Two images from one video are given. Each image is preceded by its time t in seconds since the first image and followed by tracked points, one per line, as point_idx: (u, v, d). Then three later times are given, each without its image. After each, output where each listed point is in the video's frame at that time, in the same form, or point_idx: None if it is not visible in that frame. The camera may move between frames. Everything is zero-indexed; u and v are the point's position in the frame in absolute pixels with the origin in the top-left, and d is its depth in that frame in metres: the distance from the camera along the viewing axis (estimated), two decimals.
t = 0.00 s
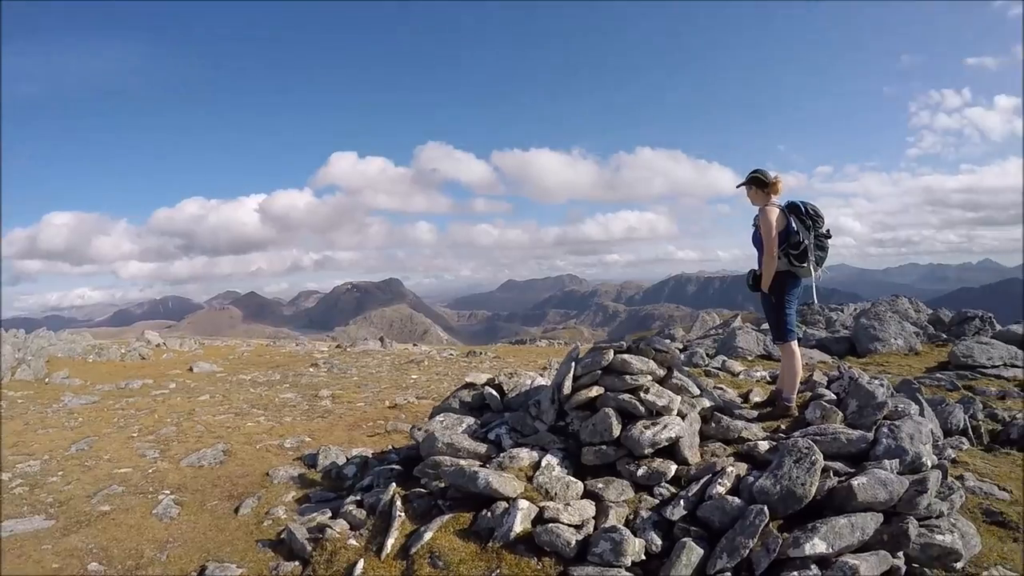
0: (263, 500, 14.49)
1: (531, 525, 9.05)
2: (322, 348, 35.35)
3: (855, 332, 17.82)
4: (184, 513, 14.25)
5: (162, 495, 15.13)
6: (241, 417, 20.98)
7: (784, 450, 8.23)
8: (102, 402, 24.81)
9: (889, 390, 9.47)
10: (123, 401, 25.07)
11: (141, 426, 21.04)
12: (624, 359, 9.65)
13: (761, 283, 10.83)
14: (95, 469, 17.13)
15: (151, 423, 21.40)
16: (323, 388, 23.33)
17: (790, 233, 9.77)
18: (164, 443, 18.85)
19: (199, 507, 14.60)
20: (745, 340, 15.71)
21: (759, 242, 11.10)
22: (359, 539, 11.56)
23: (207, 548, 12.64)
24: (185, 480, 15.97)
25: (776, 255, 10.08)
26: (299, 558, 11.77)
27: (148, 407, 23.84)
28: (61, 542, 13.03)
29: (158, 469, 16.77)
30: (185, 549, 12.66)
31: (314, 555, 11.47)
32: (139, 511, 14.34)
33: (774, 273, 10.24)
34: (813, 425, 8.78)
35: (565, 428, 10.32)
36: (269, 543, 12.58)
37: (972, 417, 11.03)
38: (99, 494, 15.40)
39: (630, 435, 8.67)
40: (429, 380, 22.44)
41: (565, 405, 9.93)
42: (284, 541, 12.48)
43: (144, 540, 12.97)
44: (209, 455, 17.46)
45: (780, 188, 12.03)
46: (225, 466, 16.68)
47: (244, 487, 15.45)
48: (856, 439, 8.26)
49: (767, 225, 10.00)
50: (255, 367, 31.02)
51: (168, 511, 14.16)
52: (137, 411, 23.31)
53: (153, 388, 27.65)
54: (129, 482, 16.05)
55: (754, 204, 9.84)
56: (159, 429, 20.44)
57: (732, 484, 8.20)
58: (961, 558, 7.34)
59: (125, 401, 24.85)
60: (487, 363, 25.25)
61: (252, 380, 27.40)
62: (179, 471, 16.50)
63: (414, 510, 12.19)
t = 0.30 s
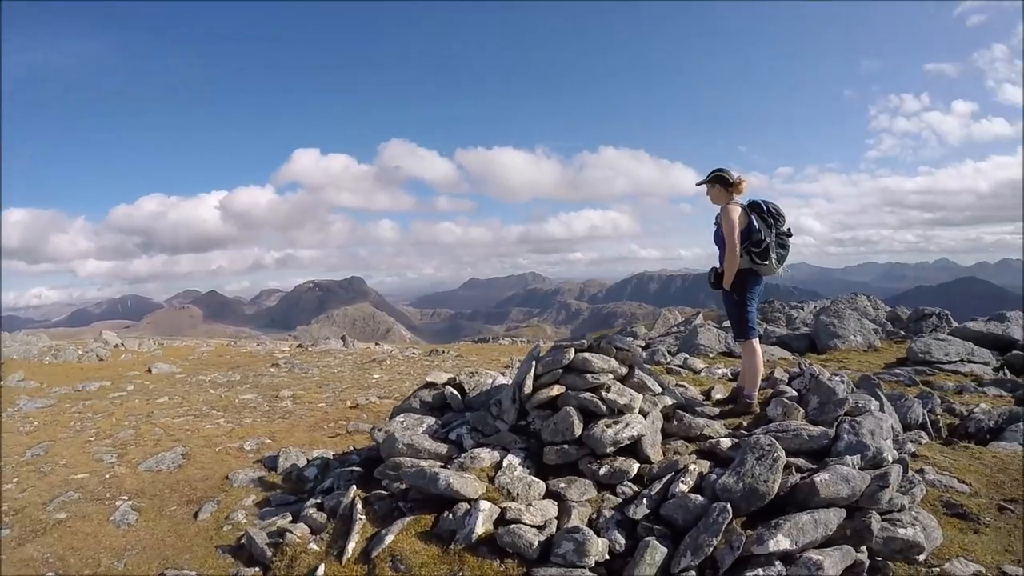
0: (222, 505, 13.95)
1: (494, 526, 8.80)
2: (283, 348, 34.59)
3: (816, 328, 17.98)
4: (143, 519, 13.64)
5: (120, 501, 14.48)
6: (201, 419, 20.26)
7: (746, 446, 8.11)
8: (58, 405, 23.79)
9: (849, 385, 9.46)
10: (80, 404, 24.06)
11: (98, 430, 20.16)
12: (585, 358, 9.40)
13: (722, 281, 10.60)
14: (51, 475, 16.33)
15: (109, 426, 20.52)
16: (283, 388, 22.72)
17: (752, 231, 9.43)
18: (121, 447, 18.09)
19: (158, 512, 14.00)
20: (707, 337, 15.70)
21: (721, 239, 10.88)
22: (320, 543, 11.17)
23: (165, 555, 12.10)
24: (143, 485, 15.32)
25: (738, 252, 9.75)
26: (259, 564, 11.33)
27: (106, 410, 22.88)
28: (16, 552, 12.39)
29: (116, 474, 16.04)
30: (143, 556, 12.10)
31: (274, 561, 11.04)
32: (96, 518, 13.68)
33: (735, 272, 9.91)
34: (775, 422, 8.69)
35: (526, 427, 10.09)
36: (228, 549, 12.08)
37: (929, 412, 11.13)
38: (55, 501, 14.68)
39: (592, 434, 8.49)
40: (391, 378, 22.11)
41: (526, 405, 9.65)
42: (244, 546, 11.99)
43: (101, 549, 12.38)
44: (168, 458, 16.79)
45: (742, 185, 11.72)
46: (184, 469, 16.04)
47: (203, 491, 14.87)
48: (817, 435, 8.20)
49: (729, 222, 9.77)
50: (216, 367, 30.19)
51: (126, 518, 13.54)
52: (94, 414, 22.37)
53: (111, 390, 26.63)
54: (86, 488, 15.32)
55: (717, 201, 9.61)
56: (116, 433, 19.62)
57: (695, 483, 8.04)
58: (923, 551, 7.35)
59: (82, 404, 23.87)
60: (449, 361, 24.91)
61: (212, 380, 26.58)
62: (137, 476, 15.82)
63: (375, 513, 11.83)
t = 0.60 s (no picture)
0: (181, 514, 13.36)
1: (456, 532, 8.50)
2: (245, 351, 33.66)
3: (776, 326, 18.09)
4: (99, 530, 13.00)
5: (75, 512, 13.78)
6: (159, 426, 19.45)
7: (710, 447, 7.94)
8: (11, 413, 22.62)
9: (811, 384, 9.38)
10: (33, 411, 22.93)
11: (52, 438, 19.22)
12: (546, 359, 9.15)
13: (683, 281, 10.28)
14: (2, 486, 15.47)
15: (64, 434, 19.58)
16: (243, 392, 22.03)
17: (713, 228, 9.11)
18: (77, 456, 17.27)
19: (115, 523, 13.35)
20: (669, 337, 15.62)
21: (681, 239, 10.55)
22: (279, 552, 10.73)
23: (120, 568, 11.50)
24: (99, 495, 14.61)
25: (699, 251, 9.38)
26: None
27: (62, 417, 21.86)
28: None
29: (71, 484, 15.27)
30: (98, 570, 11.48)
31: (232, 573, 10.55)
32: (49, 531, 12.98)
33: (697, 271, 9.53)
34: (738, 422, 8.54)
35: (487, 430, 9.81)
36: (186, 560, 11.53)
37: (888, 409, 11.16)
38: (6, 513, 13.89)
39: (554, 437, 8.23)
40: (353, 381, 21.61)
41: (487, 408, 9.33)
42: (203, 557, 11.47)
43: (54, 564, 11.73)
44: (125, 466, 16.06)
45: (703, 185, 11.43)
46: (141, 478, 15.36)
47: (161, 500, 14.23)
48: (781, 435, 8.07)
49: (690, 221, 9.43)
50: (175, 371, 29.15)
51: (81, 530, 12.88)
52: (48, 421, 21.34)
53: (66, 396, 25.46)
54: (39, 499, 14.52)
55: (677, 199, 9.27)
56: (72, 441, 18.72)
57: (659, 484, 7.84)
58: (888, 547, 7.30)
59: (35, 411, 22.74)
60: (412, 363, 24.50)
61: (171, 385, 25.62)
62: (92, 486, 15.08)
63: (335, 521, 11.40)
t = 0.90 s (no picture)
0: (133, 525, 12.76)
1: (412, 540, 8.19)
2: (200, 354, 32.66)
3: (733, 326, 18.23)
4: (48, 544, 12.35)
5: (22, 526, 13.05)
6: (110, 433, 18.62)
7: (669, 447, 7.76)
8: None
9: (767, 382, 9.33)
10: None
11: None
12: (501, 361, 8.89)
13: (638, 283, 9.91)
14: None
15: (10, 444, 18.60)
16: (197, 397, 21.27)
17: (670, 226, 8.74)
18: (23, 466, 16.40)
19: (64, 537, 12.68)
20: (627, 337, 15.58)
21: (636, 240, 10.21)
22: (232, 564, 10.27)
23: None
24: (48, 508, 13.88)
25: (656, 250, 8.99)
26: None
27: (8, 426, 20.78)
28: None
29: (18, 496, 14.47)
30: None
31: None
32: None
33: (653, 271, 9.13)
34: (696, 422, 8.38)
35: (443, 434, 9.52)
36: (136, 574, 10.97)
37: (844, 405, 11.22)
38: None
39: (509, 440, 7.99)
40: (310, 384, 21.10)
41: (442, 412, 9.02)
42: (153, 571, 10.91)
43: None
44: (75, 476, 15.29)
45: (659, 186, 11.11)
46: (92, 489, 14.63)
47: (112, 511, 13.57)
48: (738, 434, 7.91)
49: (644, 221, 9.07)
50: (128, 377, 28.10)
51: (30, 544, 12.23)
52: None
53: (13, 404, 24.24)
54: None
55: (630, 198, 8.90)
56: (18, 451, 17.79)
57: (617, 486, 7.64)
58: (848, 543, 7.25)
59: None
60: (371, 365, 24.04)
61: (123, 391, 24.62)
62: (40, 497, 14.32)
63: (290, 530, 10.96)
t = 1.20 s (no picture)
0: (80, 536, 12.15)
1: (365, 544, 7.92)
2: (149, 356, 31.51)
3: (685, 322, 18.34)
4: None
5: None
6: (56, 440, 17.75)
7: (623, 444, 7.62)
8: None
9: (719, 378, 9.32)
10: None
11: None
12: (453, 360, 8.66)
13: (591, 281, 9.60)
14: None
15: None
16: (146, 400, 20.49)
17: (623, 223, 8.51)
18: None
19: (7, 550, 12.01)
20: (581, 333, 15.54)
21: (589, 237, 9.93)
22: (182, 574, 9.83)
23: None
24: None
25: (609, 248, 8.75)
26: None
27: None
28: None
29: None
30: None
31: None
32: None
33: (606, 269, 8.89)
34: (649, 419, 8.29)
35: (395, 435, 9.25)
36: None
37: (796, 398, 11.31)
38: None
39: (463, 441, 7.80)
40: (262, 385, 20.54)
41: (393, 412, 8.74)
42: None
43: None
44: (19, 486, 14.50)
45: (612, 183, 10.88)
46: (36, 498, 13.90)
47: (58, 522, 12.90)
48: (692, 430, 7.84)
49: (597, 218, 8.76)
50: (74, 380, 26.89)
51: None
52: None
53: None
54: None
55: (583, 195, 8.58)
56: None
57: (572, 484, 7.46)
58: (803, 535, 7.25)
59: None
60: (326, 363, 23.51)
61: (69, 396, 23.53)
62: None
63: (241, 536, 10.54)
